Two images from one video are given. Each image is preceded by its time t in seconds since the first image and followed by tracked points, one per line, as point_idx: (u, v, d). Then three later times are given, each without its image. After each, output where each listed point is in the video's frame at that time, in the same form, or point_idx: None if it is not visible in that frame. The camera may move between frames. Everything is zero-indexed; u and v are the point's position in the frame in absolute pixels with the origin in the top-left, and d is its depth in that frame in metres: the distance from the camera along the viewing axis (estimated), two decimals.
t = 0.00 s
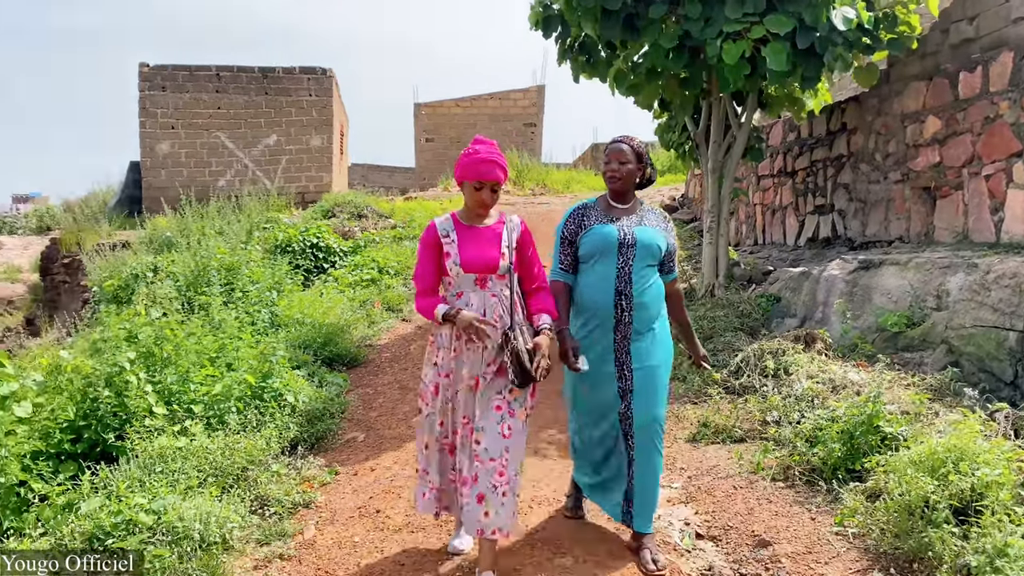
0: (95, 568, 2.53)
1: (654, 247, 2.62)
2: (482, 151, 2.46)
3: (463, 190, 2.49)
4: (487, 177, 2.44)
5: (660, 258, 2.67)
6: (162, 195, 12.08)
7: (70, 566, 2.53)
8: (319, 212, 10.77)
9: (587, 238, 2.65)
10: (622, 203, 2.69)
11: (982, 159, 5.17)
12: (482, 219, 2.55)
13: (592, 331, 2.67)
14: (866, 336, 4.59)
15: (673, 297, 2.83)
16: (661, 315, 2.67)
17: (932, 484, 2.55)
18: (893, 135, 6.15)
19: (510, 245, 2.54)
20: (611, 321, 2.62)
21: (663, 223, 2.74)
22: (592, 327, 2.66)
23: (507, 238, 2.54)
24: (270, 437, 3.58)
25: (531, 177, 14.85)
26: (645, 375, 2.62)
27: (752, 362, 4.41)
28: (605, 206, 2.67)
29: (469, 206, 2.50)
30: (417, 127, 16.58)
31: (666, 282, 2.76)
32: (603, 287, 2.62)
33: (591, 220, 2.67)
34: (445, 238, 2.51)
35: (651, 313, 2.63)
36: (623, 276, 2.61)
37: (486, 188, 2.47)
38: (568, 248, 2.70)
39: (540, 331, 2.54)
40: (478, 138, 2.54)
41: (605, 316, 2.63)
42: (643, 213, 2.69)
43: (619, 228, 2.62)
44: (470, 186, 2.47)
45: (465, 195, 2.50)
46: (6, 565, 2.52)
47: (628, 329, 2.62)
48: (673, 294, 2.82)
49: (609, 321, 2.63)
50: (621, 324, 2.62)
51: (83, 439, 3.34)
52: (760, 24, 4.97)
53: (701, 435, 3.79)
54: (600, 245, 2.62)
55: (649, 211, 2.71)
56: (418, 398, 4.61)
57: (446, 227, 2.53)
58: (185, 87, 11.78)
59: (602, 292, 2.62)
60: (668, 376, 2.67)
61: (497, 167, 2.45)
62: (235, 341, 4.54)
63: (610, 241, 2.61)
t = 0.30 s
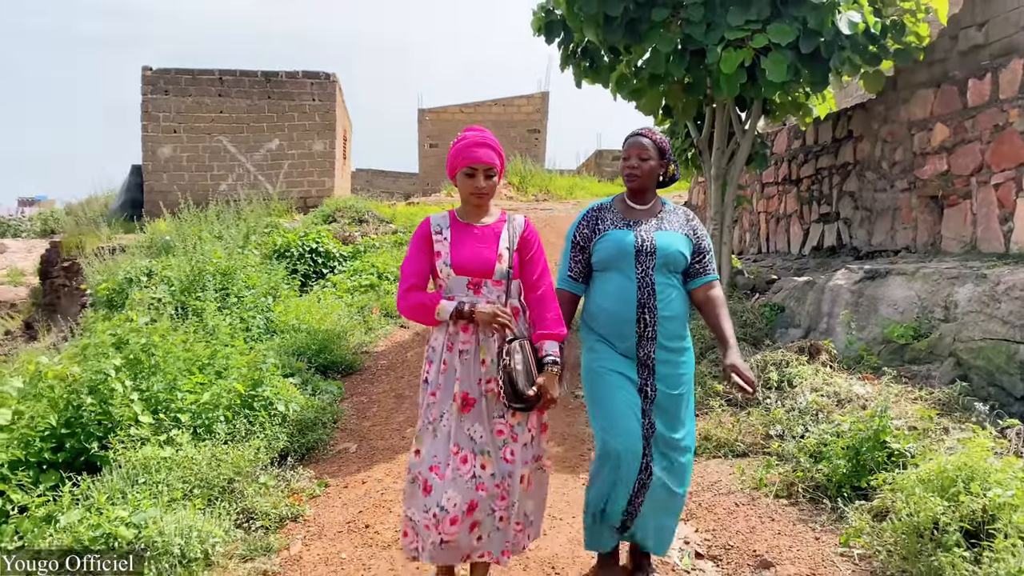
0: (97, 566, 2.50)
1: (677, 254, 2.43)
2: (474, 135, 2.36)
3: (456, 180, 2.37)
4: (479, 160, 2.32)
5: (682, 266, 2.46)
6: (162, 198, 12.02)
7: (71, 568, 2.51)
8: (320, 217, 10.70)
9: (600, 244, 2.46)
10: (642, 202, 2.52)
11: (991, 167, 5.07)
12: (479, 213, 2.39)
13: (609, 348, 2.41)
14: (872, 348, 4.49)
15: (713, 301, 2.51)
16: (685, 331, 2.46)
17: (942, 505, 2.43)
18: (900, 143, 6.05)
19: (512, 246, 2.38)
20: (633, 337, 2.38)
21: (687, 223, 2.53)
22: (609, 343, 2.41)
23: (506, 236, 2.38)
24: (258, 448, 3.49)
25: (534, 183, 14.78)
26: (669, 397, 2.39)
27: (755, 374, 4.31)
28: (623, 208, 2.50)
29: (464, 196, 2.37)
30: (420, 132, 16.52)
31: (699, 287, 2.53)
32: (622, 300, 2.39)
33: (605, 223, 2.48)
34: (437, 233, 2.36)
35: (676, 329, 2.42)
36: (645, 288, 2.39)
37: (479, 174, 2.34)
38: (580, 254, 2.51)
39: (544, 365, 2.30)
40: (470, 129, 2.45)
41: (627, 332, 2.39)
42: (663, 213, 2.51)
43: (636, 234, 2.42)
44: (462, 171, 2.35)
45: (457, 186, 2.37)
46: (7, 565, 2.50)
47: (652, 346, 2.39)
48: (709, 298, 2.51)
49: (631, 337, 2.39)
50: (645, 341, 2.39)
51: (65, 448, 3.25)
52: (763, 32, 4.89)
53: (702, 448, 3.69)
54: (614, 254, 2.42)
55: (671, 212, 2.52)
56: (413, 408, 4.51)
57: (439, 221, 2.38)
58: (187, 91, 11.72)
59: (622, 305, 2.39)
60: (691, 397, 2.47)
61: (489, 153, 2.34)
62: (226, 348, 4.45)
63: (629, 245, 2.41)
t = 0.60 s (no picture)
0: (94, 568, 2.44)
1: (699, 276, 2.13)
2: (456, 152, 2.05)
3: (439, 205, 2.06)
4: (463, 179, 2.01)
5: (704, 289, 2.16)
6: (162, 203, 11.94)
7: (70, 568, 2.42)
8: (321, 222, 10.63)
9: (611, 261, 2.15)
10: (655, 220, 2.20)
11: (1003, 177, 4.97)
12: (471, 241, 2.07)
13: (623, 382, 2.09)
14: (881, 361, 4.39)
15: (725, 329, 2.18)
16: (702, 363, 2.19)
17: (961, 529, 2.31)
18: (909, 152, 5.95)
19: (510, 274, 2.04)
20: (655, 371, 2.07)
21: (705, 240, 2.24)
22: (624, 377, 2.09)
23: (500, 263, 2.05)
24: (248, 462, 3.38)
25: (537, 190, 14.71)
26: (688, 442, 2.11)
27: (761, 387, 4.20)
28: (635, 225, 2.19)
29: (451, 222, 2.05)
30: (422, 138, 16.46)
31: (713, 311, 2.19)
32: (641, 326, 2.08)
33: (616, 240, 2.17)
34: (423, 265, 2.02)
35: (697, 362, 2.13)
36: (668, 314, 2.08)
37: (465, 194, 2.03)
38: (585, 277, 2.20)
39: (555, 406, 1.99)
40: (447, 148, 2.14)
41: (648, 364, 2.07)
42: (680, 231, 2.21)
43: (652, 249, 2.11)
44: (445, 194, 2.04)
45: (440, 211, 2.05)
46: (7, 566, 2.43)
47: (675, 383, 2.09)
48: (721, 327, 2.18)
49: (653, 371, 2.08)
50: (667, 376, 2.08)
51: (49, 459, 3.15)
52: (771, 36, 4.81)
53: (707, 464, 3.59)
54: (629, 272, 2.10)
55: (688, 229, 2.22)
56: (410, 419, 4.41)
57: (422, 253, 2.04)
58: (189, 95, 11.66)
59: (643, 333, 2.07)
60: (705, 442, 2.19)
61: (473, 170, 2.02)
62: (219, 356, 4.35)
63: (647, 265, 2.10)
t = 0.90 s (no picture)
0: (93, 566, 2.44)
1: (716, 292, 1.95)
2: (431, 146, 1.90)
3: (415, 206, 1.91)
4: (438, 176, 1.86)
5: (722, 303, 2.00)
6: (160, 211, 11.87)
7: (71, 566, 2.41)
8: (319, 230, 10.56)
9: (620, 274, 1.94)
10: (665, 223, 2.01)
11: (1008, 184, 4.91)
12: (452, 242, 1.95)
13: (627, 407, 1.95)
14: (886, 370, 4.33)
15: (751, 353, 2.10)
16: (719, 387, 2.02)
17: (975, 545, 2.23)
18: (912, 159, 5.89)
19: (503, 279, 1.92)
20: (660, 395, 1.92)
21: (722, 245, 2.06)
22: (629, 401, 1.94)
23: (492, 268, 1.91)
24: (240, 474, 3.30)
25: (536, 198, 14.65)
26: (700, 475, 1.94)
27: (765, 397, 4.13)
28: (646, 230, 1.98)
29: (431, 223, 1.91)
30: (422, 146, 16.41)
31: (733, 333, 2.08)
32: (649, 346, 1.92)
33: (625, 247, 1.96)
34: (413, 266, 1.91)
35: (710, 386, 1.97)
36: (678, 332, 1.92)
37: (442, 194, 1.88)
38: (593, 286, 1.98)
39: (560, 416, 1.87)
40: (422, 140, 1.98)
41: (652, 388, 1.93)
42: (694, 231, 2.02)
43: (668, 262, 1.92)
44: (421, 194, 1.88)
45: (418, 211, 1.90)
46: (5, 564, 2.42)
47: (683, 409, 1.93)
48: (747, 345, 2.10)
49: (657, 395, 1.93)
50: (673, 403, 1.93)
51: (37, 471, 3.07)
52: (774, 42, 4.76)
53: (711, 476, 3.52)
54: (639, 286, 1.92)
55: (703, 231, 2.03)
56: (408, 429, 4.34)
57: (411, 252, 1.93)
58: (187, 103, 11.61)
59: (649, 353, 1.92)
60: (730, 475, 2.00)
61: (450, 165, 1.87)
62: (213, 365, 4.27)
63: (662, 279, 1.91)
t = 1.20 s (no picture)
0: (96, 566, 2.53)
1: (741, 312, 1.82)
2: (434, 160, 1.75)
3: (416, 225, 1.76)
4: (438, 199, 1.71)
5: (752, 323, 1.87)
6: (163, 224, 11.88)
7: (70, 567, 2.51)
8: (321, 241, 10.56)
9: (633, 295, 1.85)
10: (689, 237, 1.90)
11: (1011, 184, 4.88)
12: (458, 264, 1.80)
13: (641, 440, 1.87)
14: (892, 373, 4.30)
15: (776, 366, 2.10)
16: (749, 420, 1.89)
17: (985, 549, 2.20)
18: (914, 160, 5.87)
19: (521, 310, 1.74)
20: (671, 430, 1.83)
21: (753, 261, 1.94)
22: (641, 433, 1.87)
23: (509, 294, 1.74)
24: (242, 486, 3.28)
25: (539, 206, 14.65)
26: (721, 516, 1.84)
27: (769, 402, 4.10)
28: (666, 243, 1.89)
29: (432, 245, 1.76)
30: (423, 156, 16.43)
31: (761, 352, 2.04)
32: (661, 376, 1.83)
33: (639, 264, 1.86)
34: (420, 280, 1.77)
35: (733, 418, 1.84)
36: (691, 361, 1.81)
37: (444, 217, 1.73)
38: (607, 309, 1.89)
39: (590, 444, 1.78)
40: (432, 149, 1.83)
41: (664, 421, 1.84)
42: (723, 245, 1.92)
43: (686, 281, 1.81)
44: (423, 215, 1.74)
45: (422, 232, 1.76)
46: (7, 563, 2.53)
47: (698, 446, 1.83)
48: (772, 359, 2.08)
49: (668, 430, 1.83)
50: (688, 435, 1.83)
51: (37, 486, 3.05)
52: (772, 46, 4.74)
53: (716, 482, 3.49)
54: (651, 307, 1.81)
55: (731, 244, 1.93)
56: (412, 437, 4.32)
57: (421, 266, 1.80)
58: (188, 116, 11.62)
59: (662, 384, 1.83)
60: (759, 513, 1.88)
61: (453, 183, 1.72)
62: (215, 377, 4.26)
63: (678, 302, 1.80)
